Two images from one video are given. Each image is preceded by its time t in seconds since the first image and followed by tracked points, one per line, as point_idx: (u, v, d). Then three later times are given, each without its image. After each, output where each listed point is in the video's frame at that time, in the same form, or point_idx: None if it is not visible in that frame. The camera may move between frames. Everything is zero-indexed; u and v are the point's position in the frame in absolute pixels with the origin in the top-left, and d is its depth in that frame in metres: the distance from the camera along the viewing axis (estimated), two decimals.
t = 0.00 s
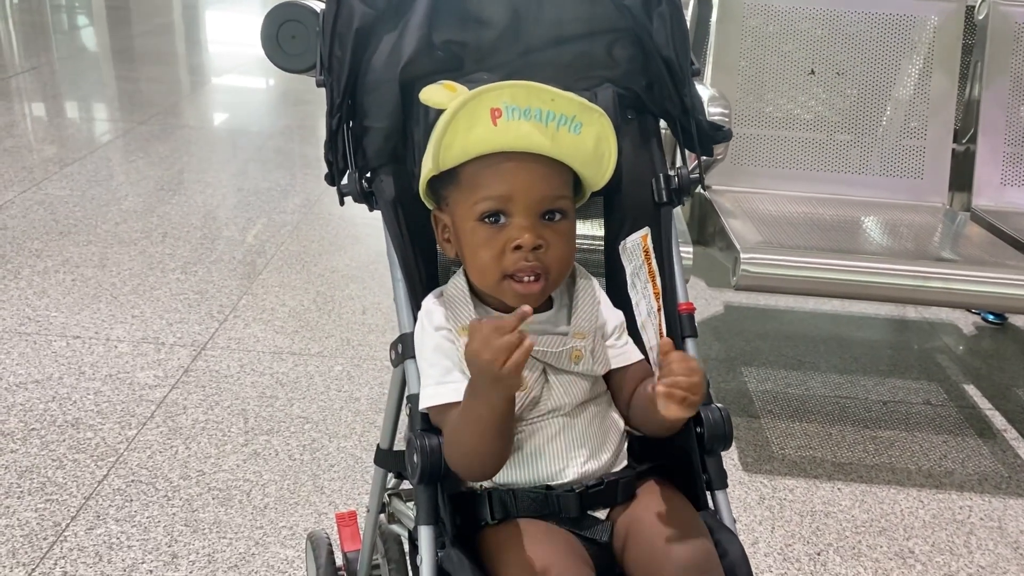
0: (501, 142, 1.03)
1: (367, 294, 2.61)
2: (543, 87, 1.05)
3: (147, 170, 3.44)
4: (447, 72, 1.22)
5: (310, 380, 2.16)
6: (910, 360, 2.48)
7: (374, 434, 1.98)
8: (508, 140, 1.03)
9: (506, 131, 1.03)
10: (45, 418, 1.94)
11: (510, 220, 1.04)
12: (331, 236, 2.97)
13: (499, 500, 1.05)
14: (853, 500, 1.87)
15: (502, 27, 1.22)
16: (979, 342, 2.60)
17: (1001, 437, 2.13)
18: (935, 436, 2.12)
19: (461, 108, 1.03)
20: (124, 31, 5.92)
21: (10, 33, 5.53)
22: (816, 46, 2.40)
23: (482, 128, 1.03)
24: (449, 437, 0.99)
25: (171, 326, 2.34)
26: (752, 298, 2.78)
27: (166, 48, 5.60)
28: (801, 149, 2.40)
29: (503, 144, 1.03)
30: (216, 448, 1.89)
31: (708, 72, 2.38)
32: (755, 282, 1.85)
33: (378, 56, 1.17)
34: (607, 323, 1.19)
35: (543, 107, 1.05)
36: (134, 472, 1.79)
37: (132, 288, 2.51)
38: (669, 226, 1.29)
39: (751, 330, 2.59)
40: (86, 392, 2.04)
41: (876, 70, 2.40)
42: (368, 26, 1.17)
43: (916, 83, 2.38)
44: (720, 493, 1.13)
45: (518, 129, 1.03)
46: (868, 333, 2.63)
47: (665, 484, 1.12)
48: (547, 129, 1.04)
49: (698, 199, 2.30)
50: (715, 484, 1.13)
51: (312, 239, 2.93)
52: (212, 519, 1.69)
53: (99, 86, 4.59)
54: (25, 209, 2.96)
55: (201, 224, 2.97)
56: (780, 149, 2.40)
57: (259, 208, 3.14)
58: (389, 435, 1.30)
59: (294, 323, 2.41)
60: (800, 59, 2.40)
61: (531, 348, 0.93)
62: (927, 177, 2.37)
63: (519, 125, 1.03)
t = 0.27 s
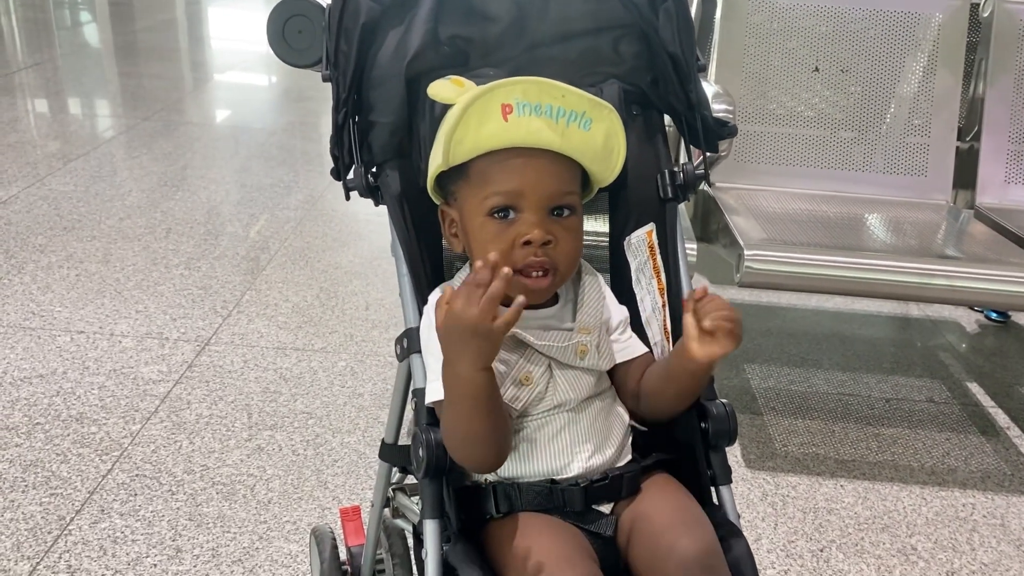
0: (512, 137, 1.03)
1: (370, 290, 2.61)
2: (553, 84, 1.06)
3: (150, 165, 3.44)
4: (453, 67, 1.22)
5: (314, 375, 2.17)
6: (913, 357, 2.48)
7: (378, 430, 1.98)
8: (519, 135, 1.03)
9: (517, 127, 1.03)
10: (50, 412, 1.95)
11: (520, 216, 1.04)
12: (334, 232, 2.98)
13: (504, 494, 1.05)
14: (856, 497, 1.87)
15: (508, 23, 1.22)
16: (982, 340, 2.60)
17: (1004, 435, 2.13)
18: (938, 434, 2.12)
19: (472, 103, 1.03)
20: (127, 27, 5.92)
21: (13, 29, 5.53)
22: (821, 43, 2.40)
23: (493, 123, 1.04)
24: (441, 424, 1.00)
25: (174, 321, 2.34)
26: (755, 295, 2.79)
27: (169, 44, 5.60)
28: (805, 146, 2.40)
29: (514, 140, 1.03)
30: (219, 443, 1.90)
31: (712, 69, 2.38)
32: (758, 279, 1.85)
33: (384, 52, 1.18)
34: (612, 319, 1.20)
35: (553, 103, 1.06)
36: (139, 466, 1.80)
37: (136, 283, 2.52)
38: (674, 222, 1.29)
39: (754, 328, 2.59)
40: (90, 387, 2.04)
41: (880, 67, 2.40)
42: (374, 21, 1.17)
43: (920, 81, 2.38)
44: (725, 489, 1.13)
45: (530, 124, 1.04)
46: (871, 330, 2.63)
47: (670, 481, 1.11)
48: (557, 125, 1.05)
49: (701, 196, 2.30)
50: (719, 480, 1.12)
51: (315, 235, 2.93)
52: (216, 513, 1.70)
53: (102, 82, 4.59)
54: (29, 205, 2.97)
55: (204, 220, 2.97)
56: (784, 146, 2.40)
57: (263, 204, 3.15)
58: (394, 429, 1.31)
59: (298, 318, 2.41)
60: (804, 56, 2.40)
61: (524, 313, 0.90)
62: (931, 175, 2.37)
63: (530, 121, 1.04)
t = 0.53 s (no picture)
0: (518, 143, 1.03)
1: (372, 291, 2.62)
2: (558, 89, 1.05)
3: (152, 165, 3.44)
4: (457, 70, 1.22)
5: (316, 376, 2.17)
6: (915, 359, 2.48)
7: (380, 431, 1.99)
8: (524, 141, 1.03)
9: (523, 132, 1.03)
10: (52, 413, 1.95)
11: (524, 220, 1.05)
12: (336, 232, 2.98)
13: (507, 497, 1.05)
14: (858, 500, 1.87)
15: (512, 26, 1.23)
16: (983, 341, 2.60)
17: (1005, 437, 2.13)
18: (940, 436, 2.12)
19: (478, 109, 1.03)
20: (129, 26, 5.93)
21: (15, 28, 5.53)
22: (823, 45, 2.40)
23: (499, 128, 1.04)
24: (444, 427, 1.00)
25: (177, 322, 2.34)
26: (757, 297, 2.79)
27: (171, 43, 5.60)
28: (807, 148, 2.40)
29: (519, 146, 1.03)
30: (222, 444, 1.90)
31: (714, 71, 2.38)
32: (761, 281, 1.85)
33: (387, 56, 1.18)
34: (615, 322, 1.20)
35: (559, 109, 1.06)
36: (141, 467, 1.80)
37: (139, 284, 2.52)
38: (677, 225, 1.29)
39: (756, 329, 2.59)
40: (93, 387, 2.05)
41: (883, 69, 2.40)
42: (378, 25, 1.17)
43: (922, 82, 2.38)
44: (727, 492, 1.14)
45: (535, 131, 1.04)
46: (873, 332, 2.63)
47: (673, 485, 1.11)
48: (562, 130, 1.05)
49: (703, 198, 2.30)
50: (722, 483, 1.13)
51: (317, 236, 2.93)
52: (219, 514, 1.70)
53: (104, 82, 4.60)
54: (32, 205, 2.97)
55: (206, 221, 2.97)
56: (786, 148, 2.40)
57: (265, 204, 3.15)
58: (398, 431, 1.31)
59: (300, 319, 2.41)
60: (807, 58, 2.40)
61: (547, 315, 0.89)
62: (933, 177, 2.37)
63: (535, 127, 1.04)
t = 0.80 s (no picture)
0: (521, 142, 1.04)
1: (373, 291, 2.62)
2: (562, 89, 1.06)
3: (153, 166, 3.44)
4: (460, 71, 1.22)
5: (318, 377, 2.17)
6: (916, 360, 2.48)
7: (381, 431, 1.99)
8: (528, 141, 1.04)
9: (527, 132, 1.04)
10: (54, 413, 1.95)
11: (528, 220, 1.05)
12: (337, 233, 2.98)
13: (510, 497, 1.05)
14: (859, 500, 1.87)
15: (514, 27, 1.23)
16: (985, 342, 2.60)
17: (1007, 438, 2.13)
18: (941, 437, 2.12)
19: (482, 108, 1.03)
20: (131, 27, 5.93)
21: (16, 29, 5.53)
22: (824, 45, 2.40)
23: (503, 128, 1.04)
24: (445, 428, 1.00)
25: (178, 322, 2.34)
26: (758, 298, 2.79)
27: (172, 44, 5.61)
28: (808, 149, 2.40)
29: (523, 145, 1.04)
30: (224, 444, 1.90)
31: (716, 71, 2.39)
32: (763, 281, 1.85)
33: (390, 56, 1.18)
34: (617, 322, 1.20)
35: (563, 109, 1.06)
36: (143, 467, 1.80)
37: (140, 284, 2.52)
38: (679, 226, 1.30)
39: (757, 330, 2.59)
40: (95, 387, 2.05)
41: (884, 70, 2.40)
42: (381, 25, 1.18)
43: (923, 83, 2.39)
44: (729, 492, 1.14)
45: (538, 131, 1.04)
46: (874, 333, 2.63)
47: (676, 485, 1.11)
48: (565, 130, 1.05)
49: (705, 198, 2.30)
50: (724, 483, 1.13)
51: (319, 237, 2.93)
52: (220, 514, 1.70)
53: (105, 82, 4.60)
54: (33, 205, 2.97)
55: (208, 221, 2.97)
56: (788, 149, 2.40)
57: (266, 205, 3.15)
58: (400, 432, 1.31)
59: (302, 319, 2.42)
60: (808, 59, 2.40)
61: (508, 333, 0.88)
62: (934, 178, 2.37)
63: (539, 127, 1.04)
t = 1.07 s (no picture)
0: (522, 144, 1.03)
1: (372, 293, 2.61)
2: (563, 90, 1.05)
3: (152, 167, 3.44)
4: (457, 72, 1.22)
5: (315, 378, 2.17)
6: (915, 361, 2.48)
7: (379, 433, 1.98)
8: (529, 142, 1.03)
9: (527, 133, 1.03)
10: (51, 415, 1.95)
11: (528, 221, 1.04)
12: (336, 234, 2.98)
13: (507, 501, 1.05)
14: (858, 502, 1.87)
15: (511, 28, 1.22)
16: (984, 344, 2.60)
17: (1006, 440, 2.13)
18: (940, 439, 2.12)
19: (483, 109, 1.03)
20: (130, 28, 5.92)
21: (15, 30, 5.53)
22: (823, 46, 2.40)
23: (503, 129, 1.03)
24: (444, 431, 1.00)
25: (176, 324, 2.34)
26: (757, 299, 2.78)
27: (171, 45, 5.60)
28: (807, 150, 2.40)
29: (524, 147, 1.03)
30: (221, 446, 1.90)
31: (715, 72, 2.38)
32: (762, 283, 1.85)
33: (387, 57, 1.18)
34: (615, 322, 1.19)
35: (564, 110, 1.05)
36: (140, 470, 1.80)
37: (138, 285, 2.52)
38: (676, 227, 1.29)
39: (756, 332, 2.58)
40: (92, 389, 2.04)
41: (884, 71, 2.39)
42: (377, 26, 1.17)
43: (922, 84, 2.38)
44: (727, 495, 1.14)
45: (539, 132, 1.03)
46: (873, 334, 2.62)
47: (673, 488, 1.11)
48: (566, 131, 1.04)
49: (704, 199, 2.29)
50: (722, 486, 1.13)
51: (317, 238, 2.93)
52: (217, 517, 1.70)
53: (104, 83, 4.59)
54: (32, 206, 2.97)
55: (206, 222, 2.97)
56: (787, 150, 2.40)
57: (265, 206, 3.15)
58: (396, 434, 1.31)
59: (300, 321, 2.41)
60: (807, 60, 2.40)
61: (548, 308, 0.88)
62: (933, 179, 2.37)
63: (540, 128, 1.03)
